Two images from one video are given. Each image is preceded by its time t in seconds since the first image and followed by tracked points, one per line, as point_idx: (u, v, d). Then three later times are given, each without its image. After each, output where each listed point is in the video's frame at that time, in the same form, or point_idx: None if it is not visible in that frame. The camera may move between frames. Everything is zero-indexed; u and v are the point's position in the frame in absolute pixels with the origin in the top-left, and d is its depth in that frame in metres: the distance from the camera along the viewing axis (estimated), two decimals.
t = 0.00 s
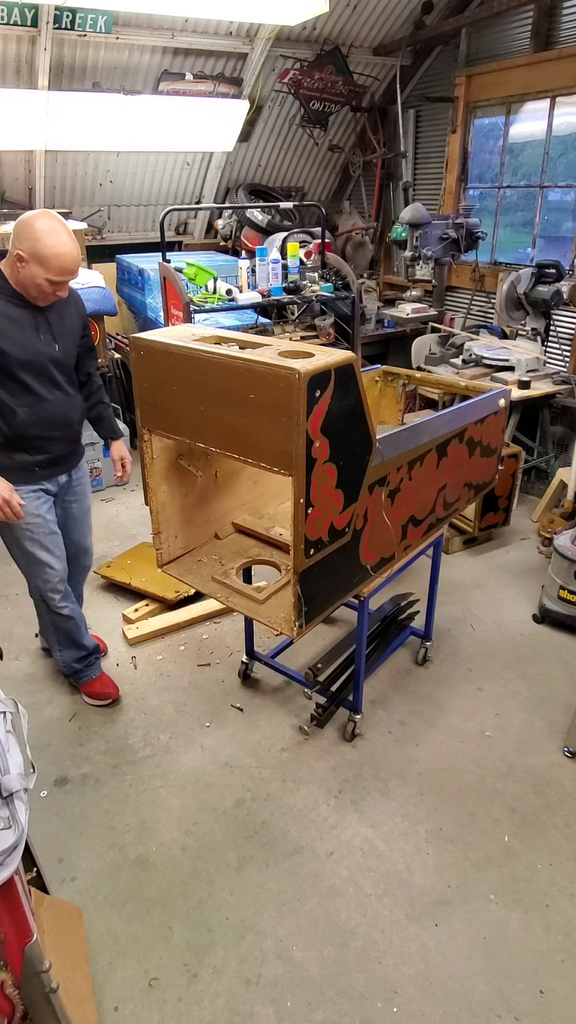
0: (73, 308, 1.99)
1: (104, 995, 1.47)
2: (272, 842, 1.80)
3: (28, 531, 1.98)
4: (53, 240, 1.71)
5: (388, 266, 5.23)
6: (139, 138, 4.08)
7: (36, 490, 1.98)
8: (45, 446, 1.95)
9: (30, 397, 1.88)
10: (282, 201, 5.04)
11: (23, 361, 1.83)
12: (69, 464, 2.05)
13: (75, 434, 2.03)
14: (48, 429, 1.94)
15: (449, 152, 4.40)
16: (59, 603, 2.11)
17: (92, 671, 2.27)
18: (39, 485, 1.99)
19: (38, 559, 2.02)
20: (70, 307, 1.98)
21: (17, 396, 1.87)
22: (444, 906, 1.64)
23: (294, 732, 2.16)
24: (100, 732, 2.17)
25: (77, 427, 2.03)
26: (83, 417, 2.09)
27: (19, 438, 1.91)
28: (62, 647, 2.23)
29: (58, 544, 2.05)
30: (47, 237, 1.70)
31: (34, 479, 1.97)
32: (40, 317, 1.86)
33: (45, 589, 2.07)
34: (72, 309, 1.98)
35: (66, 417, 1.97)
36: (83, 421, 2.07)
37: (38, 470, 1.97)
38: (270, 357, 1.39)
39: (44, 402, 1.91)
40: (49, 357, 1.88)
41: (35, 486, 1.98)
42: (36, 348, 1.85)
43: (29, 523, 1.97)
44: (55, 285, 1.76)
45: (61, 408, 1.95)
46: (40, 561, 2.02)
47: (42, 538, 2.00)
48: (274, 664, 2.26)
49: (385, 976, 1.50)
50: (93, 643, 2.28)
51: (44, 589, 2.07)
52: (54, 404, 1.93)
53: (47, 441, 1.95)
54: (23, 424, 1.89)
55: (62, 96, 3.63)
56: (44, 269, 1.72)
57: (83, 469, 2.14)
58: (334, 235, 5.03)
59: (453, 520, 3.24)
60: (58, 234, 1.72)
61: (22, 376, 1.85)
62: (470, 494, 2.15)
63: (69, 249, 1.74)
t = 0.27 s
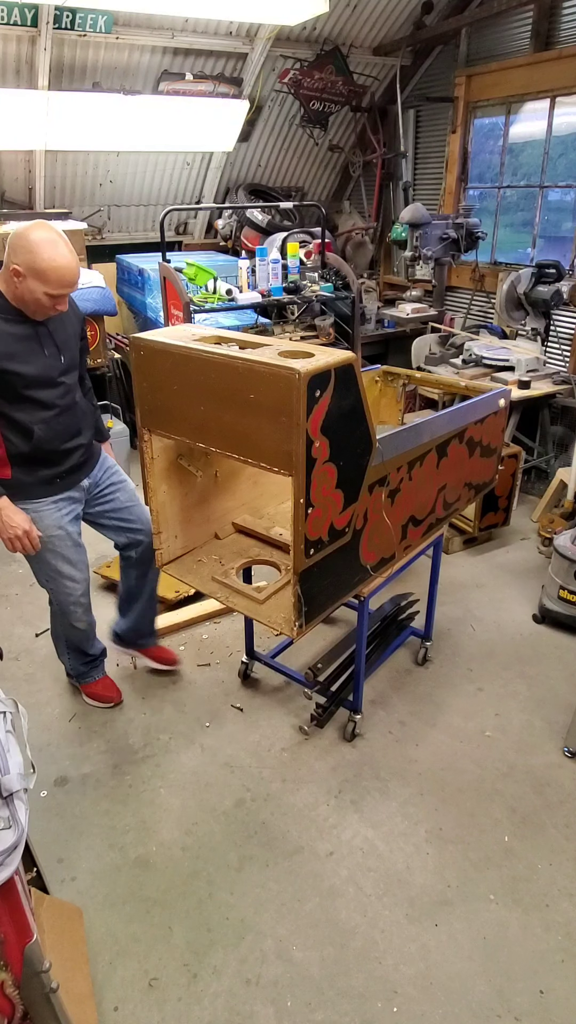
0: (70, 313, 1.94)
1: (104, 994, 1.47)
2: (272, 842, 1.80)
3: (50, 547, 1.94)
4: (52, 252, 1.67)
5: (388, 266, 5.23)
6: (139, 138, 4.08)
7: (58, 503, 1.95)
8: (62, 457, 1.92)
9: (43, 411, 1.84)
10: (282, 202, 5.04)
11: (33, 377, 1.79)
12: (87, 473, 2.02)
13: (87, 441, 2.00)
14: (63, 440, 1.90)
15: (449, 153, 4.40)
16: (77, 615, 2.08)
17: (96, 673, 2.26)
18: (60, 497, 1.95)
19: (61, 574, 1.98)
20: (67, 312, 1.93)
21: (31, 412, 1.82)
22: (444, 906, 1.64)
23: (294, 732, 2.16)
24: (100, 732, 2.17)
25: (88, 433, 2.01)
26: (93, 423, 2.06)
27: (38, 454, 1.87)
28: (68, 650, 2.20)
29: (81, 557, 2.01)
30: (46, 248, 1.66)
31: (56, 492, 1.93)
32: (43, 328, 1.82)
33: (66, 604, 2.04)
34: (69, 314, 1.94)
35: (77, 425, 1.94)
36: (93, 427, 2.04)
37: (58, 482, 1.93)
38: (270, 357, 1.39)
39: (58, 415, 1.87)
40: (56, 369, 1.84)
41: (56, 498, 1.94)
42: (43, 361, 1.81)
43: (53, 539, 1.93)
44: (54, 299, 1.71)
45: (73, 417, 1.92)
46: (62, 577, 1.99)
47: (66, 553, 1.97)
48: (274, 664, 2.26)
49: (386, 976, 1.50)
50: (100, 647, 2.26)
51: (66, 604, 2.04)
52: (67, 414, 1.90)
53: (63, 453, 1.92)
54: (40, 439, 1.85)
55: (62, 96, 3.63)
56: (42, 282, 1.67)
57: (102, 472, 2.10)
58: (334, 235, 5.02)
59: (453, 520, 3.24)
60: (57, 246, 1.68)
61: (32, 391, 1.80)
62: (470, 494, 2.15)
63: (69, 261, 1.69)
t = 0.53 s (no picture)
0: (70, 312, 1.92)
1: (104, 995, 1.47)
2: (272, 842, 1.80)
3: (60, 554, 1.97)
4: (43, 252, 1.65)
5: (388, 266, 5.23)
6: (139, 138, 4.08)
7: (69, 510, 1.95)
8: (70, 460, 1.91)
9: (48, 415, 1.82)
10: (282, 201, 5.04)
11: (34, 381, 1.77)
12: (96, 475, 2.01)
13: (95, 442, 1.98)
14: (70, 444, 1.89)
15: (449, 152, 4.40)
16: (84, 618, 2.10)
17: (93, 676, 2.25)
18: (71, 504, 1.95)
19: (69, 579, 2.01)
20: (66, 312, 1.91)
21: (34, 417, 1.80)
22: (444, 906, 1.64)
23: (294, 732, 2.16)
24: (100, 732, 2.17)
25: (96, 434, 1.99)
26: (101, 423, 2.04)
27: (47, 459, 1.86)
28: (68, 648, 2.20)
29: (89, 564, 2.04)
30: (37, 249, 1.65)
31: (66, 497, 1.93)
32: (43, 331, 1.79)
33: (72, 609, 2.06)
34: (68, 313, 1.91)
35: (84, 427, 1.92)
36: (100, 427, 2.02)
37: (68, 487, 1.93)
38: (270, 357, 1.39)
39: (63, 418, 1.85)
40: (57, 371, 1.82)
41: (67, 505, 1.94)
42: (43, 364, 1.79)
43: (63, 546, 1.96)
44: (46, 300, 1.68)
45: (78, 419, 1.90)
46: (70, 583, 2.02)
47: (74, 560, 1.99)
48: (274, 664, 2.26)
49: (385, 976, 1.50)
50: (101, 648, 2.25)
51: (73, 610, 2.07)
52: (72, 416, 1.88)
53: (71, 456, 1.90)
54: (46, 444, 1.83)
55: (62, 95, 3.63)
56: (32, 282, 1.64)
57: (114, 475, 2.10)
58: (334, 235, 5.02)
59: (453, 520, 3.24)
60: (49, 247, 1.67)
61: (34, 396, 1.78)
62: (470, 494, 2.15)
63: (60, 262, 1.68)
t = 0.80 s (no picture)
0: (71, 310, 1.91)
1: (104, 995, 1.47)
2: (272, 842, 1.80)
3: (70, 556, 1.96)
4: (31, 241, 1.64)
5: (388, 266, 5.23)
6: (139, 138, 4.08)
7: (77, 512, 1.95)
8: (78, 462, 1.91)
9: (53, 416, 1.82)
10: (282, 201, 5.04)
11: (36, 382, 1.76)
12: (105, 477, 2.01)
13: (102, 442, 1.99)
14: (77, 445, 1.89)
15: (449, 153, 4.40)
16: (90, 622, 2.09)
17: (92, 676, 2.25)
18: (80, 506, 1.95)
19: (78, 583, 2.00)
20: (68, 309, 1.90)
21: (40, 418, 1.80)
22: (443, 906, 1.64)
23: (294, 732, 2.16)
24: (100, 732, 2.17)
25: (101, 433, 1.99)
26: (106, 422, 2.04)
27: (54, 462, 1.86)
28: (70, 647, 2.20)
29: (98, 567, 2.03)
30: (29, 240, 1.64)
31: (76, 499, 1.93)
32: (44, 330, 1.79)
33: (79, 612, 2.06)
34: (70, 310, 1.90)
35: (89, 427, 1.92)
36: (105, 425, 2.02)
37: (78, 489, 1.93)
38: (270, 357, 1.39)
39: (68, 418, 1.85)
40: (60, 371, 1.82)
41: (75, 508, 1.94)
42: (44, 364, 1.78)
43: (72, 548, 1.95)
44: (40, 291, 1.66)
45: (83, 418, 1.90)
46: (79, 586, 2.01)
47: (83, 563, 1.99)
48: (274, 664, 2.26)
49: (385, 976, 1.50)
50: (102, 648, 2.26)
51: (80, 613, 2.06)
52: (77, 417, 1.88)
53: (79, 458, 1.90)
54: (54, 446, 1.83)
55: (62, 95, 3.63)
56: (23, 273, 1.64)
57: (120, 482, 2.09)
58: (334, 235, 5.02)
59: (453, 520, 3.24)
60: (41, 238, 1.66)
61: (39, 397, 1.78)
62: (470, 494, 2.15)
63: (54, 253, 1.66)
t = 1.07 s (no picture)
0: (74, 318, 1.91)
1: (104, 995, 1.47)
2: (272, 842, 1.80)
3: (69, 571, 1.96)
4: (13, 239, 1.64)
5: (388, 266, 5.23)
6: (139, 138, 4.08)
7: (76, 525, 1.94)
8: (78, 472, 1.90)
9: (51, 426, 1.81)
10: (282, 201, 5.04)
11: (32, 392, 1.76)
12: (107, 487, 2.00)
13: (104, 451, 1.97)
14: (76, 455, 1.88)
15: (449, 152, 4.40)
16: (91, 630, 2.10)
17: (94, 678, 2.25)
18: (77, 520, 1.94)
19: (77, 594, 2.00)
20: (70, 317, 1.89)
21: (37, 429, 1.80)
22: (443, 906, 1.64)
23: (294, 732, 2.16)
24: (100, 732, 2.17)
25: (103, 442, 1.98)
26: (110, 431, 2.02)
27: (54, 473, 1.86)
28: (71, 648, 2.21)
29: (98, 579, 2.03)
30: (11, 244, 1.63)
31: (75, 511, 1.92)
32: (41, 341, 1.79)
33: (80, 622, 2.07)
34: (72, 319, 1.90)
35: (90, 436, 1.91)
36: (108, 434, 2.00)
37: (78, 500, 1.92)
38: (270, 357, 1.39)
39: (66, 428, 1.84)
40: (58, 380, 1.81)
41: (73, 521, 1.93)
42: (41, 374, 1.78)
43: (71, 564, 1.94)
44: (26, 293, 1.64)
45: (83, 428, 1.89)
46: (79, 596, 2.01)
47: (83, 577, 1.99)
48: (274, 664, 2.26)
49: (385, 976, 1.50)
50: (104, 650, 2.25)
51: (81, 622, 2.07)
52: (77, 427, 1.87)
53: (78, 468, 1.90)
54: (51, 457, 1.83)
55: (62, 96, 3.62)
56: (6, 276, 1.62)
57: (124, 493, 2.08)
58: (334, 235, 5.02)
59: (453, 520, 3.24)
60: (25, 242, 1.65)
61: (35, 407, 1.78)
62: (470, 494, 2.15)
63: (38, 256, 1.65)
